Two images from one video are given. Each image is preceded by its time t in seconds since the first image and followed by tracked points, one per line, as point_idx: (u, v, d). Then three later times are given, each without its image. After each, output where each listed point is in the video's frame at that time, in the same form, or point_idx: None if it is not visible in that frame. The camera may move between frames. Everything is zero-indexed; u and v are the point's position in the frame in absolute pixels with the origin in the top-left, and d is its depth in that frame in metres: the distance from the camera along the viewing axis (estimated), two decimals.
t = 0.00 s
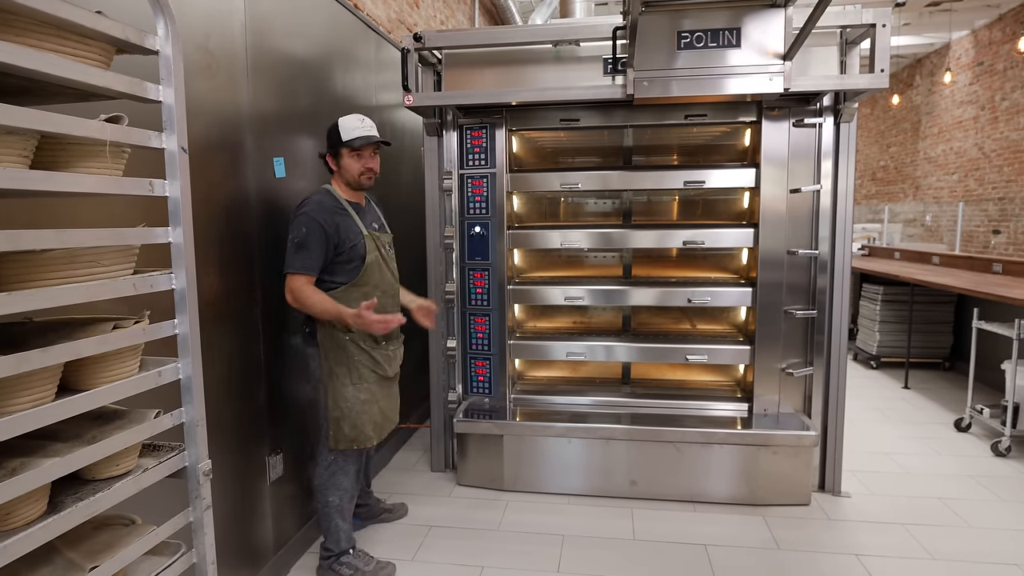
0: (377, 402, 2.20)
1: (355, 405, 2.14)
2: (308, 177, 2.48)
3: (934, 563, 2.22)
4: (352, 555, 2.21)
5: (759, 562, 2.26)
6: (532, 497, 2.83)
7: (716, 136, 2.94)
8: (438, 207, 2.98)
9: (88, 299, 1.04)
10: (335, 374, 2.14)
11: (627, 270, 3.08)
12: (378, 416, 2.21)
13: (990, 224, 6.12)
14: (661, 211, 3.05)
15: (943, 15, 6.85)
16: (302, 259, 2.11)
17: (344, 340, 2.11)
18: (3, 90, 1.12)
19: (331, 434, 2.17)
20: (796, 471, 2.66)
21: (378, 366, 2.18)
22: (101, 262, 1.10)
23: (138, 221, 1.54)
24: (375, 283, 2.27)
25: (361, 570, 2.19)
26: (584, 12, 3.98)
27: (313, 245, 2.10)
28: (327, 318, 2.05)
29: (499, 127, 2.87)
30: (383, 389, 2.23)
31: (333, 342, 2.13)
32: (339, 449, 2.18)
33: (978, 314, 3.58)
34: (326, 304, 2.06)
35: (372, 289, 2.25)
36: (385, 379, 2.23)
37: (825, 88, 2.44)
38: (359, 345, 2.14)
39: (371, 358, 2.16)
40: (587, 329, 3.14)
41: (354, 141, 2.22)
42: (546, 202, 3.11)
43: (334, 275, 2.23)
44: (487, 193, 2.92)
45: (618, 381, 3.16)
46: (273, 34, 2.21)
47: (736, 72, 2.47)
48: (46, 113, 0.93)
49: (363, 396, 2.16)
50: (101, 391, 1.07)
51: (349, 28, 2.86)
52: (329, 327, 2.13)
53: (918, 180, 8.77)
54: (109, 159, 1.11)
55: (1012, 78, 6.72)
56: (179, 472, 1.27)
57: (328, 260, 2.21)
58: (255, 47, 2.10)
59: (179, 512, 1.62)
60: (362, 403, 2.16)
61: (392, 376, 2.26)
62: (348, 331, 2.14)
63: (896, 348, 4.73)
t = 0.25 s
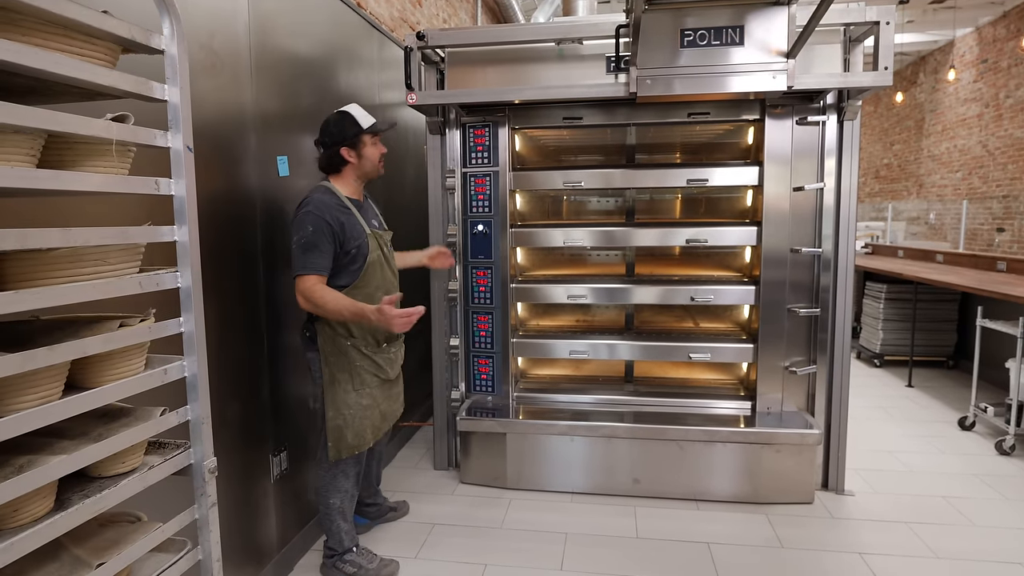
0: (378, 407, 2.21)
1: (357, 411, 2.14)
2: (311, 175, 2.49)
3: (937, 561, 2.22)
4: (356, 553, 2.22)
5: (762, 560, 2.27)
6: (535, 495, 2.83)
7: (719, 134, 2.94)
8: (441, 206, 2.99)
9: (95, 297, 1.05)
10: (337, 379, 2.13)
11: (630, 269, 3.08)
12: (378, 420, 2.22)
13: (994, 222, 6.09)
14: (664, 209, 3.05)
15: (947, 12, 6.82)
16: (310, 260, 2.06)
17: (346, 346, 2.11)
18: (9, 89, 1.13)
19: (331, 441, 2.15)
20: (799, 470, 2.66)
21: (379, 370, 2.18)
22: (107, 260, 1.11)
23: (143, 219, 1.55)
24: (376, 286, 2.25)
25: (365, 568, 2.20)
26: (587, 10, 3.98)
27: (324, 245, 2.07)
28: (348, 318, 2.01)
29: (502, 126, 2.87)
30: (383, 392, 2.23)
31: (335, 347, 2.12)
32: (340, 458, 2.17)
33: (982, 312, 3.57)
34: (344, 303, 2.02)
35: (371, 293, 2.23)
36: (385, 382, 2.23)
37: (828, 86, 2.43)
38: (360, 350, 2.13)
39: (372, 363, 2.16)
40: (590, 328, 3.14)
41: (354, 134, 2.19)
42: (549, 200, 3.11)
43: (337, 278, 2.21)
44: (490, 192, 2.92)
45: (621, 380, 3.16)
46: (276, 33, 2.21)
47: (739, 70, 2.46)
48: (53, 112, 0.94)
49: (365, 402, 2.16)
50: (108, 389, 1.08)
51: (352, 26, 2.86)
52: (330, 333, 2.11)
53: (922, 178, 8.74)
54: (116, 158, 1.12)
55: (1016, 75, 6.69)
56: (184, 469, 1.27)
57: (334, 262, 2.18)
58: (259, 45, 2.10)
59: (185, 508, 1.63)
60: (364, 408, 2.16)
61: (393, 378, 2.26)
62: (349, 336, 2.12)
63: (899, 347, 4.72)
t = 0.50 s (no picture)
0: (397, 403, 2.22)
1: (378, 410, 2.15)
2: (314, 174, 2.49)
3: (941, 560, 2.21)
4: (359, 552, 2.22)
5: (765, 559, 2.26)
6: (538, 494, 2.83)
7: (722, 133, 2.93)
8: (444, 205, 2.99)
9: (99, 296, 1.05)
10: (356, 381, 2.13)
11: (633, 267, 3.08)
12: (398, 415, 2.24)
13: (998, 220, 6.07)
14: (667, 208, 3.04)
15: (950, 9, 6.80)
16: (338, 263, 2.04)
17: (363, 347, 2.12)
18: (14, 88, 1.13)
19: (355, 442, 2.15)
20: (803, 468, 2.66)
21: (394, 366, 2.19)
22: (112, 259, 1.11)
23: (147, 218, 1.55)
24: (388, 286, 2.24)
25: (369, 567, 2.20)
26: (589, 8, 3.97)
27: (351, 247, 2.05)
28: (383, 322, 2.02)
29: (505, 124, 2.87)
30: (400, 388, 2.24)
31: (352, 349, 2.12)
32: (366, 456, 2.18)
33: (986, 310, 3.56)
34: (379, 308, 2.02)
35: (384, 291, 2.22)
36: (400, 378, 2.24)
37: (832, 83, 2.43)
38: (378, 349, 2.14)
39: (388, 360, 2.17)
40: (593, 326, 3.14)
41: (359, 130, 2.18)
42: (551, 199, 3.11)
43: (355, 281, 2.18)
44: (492, 190, 2.92)
45: (624, 378, 3.16)
46: (279, 32, 2.21)
47: (742, 68, 2.45)
48: (57, 111, 0.94)
49: (384, 400, 2.17)
50: (113, 388, 1.08)
51: (354, 25, 2.86)
52: (347, 334, 2.11)
53: (925, 176, 8.72)
54: (120, 157, 1.12)
55: (1020, 73, 6.67)
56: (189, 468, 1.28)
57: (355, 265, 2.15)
58: (262, 44, 2.10)
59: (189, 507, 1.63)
60: (384, 406, 2.17)
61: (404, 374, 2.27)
62: (366, 337, 2.12)
63: (903, 345, 4.71)
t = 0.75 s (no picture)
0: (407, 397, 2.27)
1: (395, 403, 2.20)
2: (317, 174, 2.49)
3: (945, 560, 2.21)
4: (362, 551, 2.21)
5: (768, 558, 2.26)
6: (540, 493, 2.83)
7: (725, 132, 2.92)
8: (447, 204, 2.97)
9: (102, 295, 1.05)
10: (372, 377, 2.15)
11: (636, 266, 3.07)
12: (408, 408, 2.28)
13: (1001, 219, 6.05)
14: (670, 207, 3.04)
15: (954, 8, 6.78)
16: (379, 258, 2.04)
17: (378, 342, 2.15)
18: (17, 87, 1.13)
19: (372, 437, 2.18)
20: (806, 468, 2.65)
21: (405, 360, 2.24)
22: (115, 258, 1.11)
23: (150, 217, 1.55)
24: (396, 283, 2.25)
25: (372, 566, 2.20)
26: (592, 7, 3.96)
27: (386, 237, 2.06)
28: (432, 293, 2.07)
29: (507, 123, 2.87)
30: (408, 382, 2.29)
31: (368, 346, 2.14)
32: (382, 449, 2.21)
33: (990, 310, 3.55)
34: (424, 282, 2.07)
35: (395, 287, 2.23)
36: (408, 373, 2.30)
37: (836, 82, 2.42)
38: (390, 344, 2.18)
39: (399, 354, 2.22)
40: (596, 326, 3.14)
41: (359, 131, 2.16)
42: (554, 198, 3.10)
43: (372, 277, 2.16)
44: (495, 189, 2.92)
45: (627, 377, 3.16)
46: (282, 31, 2.21)
47: (745, 67, 2.45)
48: (60, 110, 0.94)
49: (398, 393, 2.22)
50: (116, 387, 1.08)
51: (357, 24, 2.85)
52: (363, 332, 2.13)
53: (929, 175, 8.70)
54: (123, 156, 1.12)
55: None
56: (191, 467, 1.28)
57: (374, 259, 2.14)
58: (265, 44, 2.10)
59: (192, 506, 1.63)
60: (399, 399, 2.22)
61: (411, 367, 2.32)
62: (381, 333, 2.16)
63: (906, 344, 4.70)
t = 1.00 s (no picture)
0: (411, 391, 2.28)
1: (400, 396, 2.20)
2: (319, 174, 2.48)
3: (949, 559, 2.20)
4: (365, 550, 2.21)
5: (771, 558, 2.25)
6: (542, 493, 2.82)
7: (727, 130, 2.91)
8: (450, 203, 2.98)
9: (103, 295, 1.04)
10: (378, 370, 2.16)
11: (638, 266, 3.07)
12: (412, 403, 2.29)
13: (1004, 218, 6.03)
14: (671, 206, 3.03)
15: (955, 6, 6.76)
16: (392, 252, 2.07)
17: (385, 336, 2.16)
18: (17, 86, 1.13)
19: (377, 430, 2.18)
20: (809, 467, 2.65)
21: (410, 354, 2.25)
22: (116, 257, 1.10)
23: (151, 217, 1.54)
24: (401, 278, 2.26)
25: (374, 566, 2.19)
26: (593, 6, 3.95)
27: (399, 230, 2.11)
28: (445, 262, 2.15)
29: (509, 123, 2.86)
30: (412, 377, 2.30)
31: (374, 340, 2.15)
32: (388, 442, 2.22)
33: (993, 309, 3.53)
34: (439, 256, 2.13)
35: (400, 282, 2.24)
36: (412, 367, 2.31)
37: (838, 80, 2.41)
38: (396, 338, 2.19)
39: (404, 348, 2.23)
40: (598, 325, 3.13)
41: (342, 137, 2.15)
42: (556, 198, 3.10)
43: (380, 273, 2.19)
44: (497, 189, 2.91)
45: (629, 377, 3.15)
46: (283, 30, 2.21)
47: (747, 66, 2.44)
48: (61, 109, 0.94)
49: (403, 386, 2.23)
50: (117, 388, 1.07)
51: (358, 24, 2.85)
52: (369, 326, 2.14)
53: (931, 173, 8.68)
54: (124, 155, 1.12)
55: None
56: (193, 468, 1.27)
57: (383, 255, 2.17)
58: (266, 43, 2.09)
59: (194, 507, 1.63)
60: (404, 392, 2.22)
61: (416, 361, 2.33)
62: (386, 328, 2.17)
63: (909, 344, 4.69)
